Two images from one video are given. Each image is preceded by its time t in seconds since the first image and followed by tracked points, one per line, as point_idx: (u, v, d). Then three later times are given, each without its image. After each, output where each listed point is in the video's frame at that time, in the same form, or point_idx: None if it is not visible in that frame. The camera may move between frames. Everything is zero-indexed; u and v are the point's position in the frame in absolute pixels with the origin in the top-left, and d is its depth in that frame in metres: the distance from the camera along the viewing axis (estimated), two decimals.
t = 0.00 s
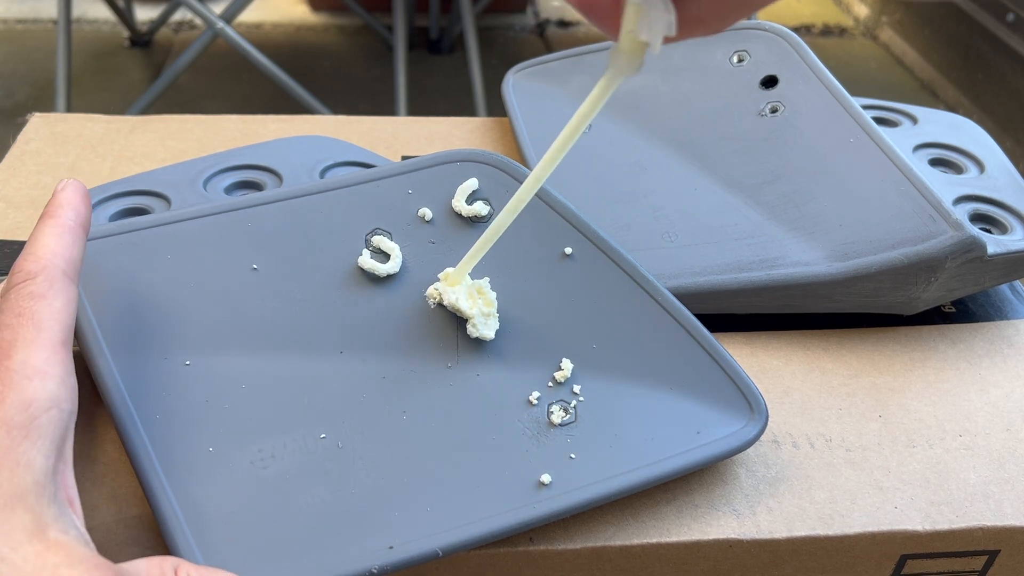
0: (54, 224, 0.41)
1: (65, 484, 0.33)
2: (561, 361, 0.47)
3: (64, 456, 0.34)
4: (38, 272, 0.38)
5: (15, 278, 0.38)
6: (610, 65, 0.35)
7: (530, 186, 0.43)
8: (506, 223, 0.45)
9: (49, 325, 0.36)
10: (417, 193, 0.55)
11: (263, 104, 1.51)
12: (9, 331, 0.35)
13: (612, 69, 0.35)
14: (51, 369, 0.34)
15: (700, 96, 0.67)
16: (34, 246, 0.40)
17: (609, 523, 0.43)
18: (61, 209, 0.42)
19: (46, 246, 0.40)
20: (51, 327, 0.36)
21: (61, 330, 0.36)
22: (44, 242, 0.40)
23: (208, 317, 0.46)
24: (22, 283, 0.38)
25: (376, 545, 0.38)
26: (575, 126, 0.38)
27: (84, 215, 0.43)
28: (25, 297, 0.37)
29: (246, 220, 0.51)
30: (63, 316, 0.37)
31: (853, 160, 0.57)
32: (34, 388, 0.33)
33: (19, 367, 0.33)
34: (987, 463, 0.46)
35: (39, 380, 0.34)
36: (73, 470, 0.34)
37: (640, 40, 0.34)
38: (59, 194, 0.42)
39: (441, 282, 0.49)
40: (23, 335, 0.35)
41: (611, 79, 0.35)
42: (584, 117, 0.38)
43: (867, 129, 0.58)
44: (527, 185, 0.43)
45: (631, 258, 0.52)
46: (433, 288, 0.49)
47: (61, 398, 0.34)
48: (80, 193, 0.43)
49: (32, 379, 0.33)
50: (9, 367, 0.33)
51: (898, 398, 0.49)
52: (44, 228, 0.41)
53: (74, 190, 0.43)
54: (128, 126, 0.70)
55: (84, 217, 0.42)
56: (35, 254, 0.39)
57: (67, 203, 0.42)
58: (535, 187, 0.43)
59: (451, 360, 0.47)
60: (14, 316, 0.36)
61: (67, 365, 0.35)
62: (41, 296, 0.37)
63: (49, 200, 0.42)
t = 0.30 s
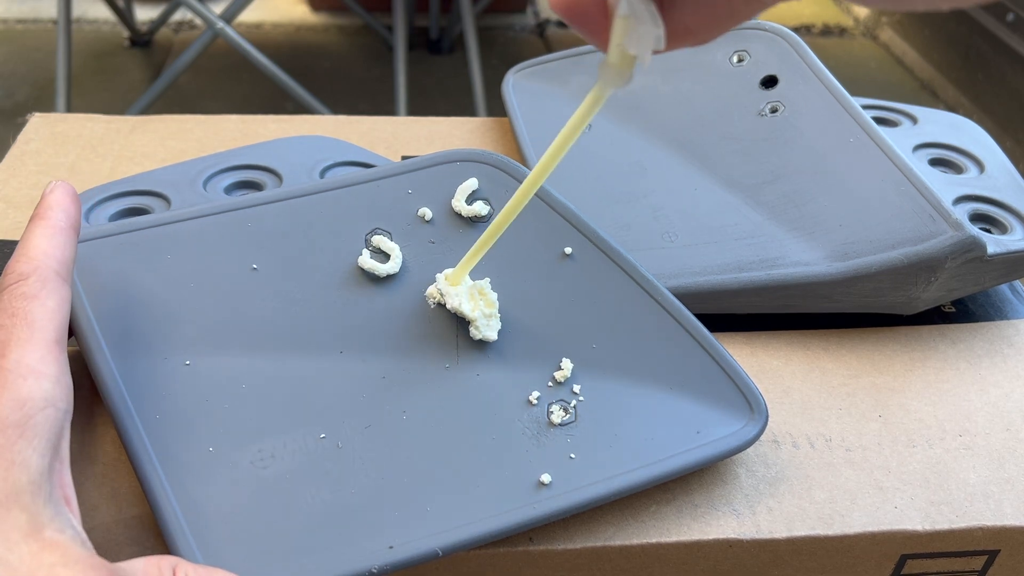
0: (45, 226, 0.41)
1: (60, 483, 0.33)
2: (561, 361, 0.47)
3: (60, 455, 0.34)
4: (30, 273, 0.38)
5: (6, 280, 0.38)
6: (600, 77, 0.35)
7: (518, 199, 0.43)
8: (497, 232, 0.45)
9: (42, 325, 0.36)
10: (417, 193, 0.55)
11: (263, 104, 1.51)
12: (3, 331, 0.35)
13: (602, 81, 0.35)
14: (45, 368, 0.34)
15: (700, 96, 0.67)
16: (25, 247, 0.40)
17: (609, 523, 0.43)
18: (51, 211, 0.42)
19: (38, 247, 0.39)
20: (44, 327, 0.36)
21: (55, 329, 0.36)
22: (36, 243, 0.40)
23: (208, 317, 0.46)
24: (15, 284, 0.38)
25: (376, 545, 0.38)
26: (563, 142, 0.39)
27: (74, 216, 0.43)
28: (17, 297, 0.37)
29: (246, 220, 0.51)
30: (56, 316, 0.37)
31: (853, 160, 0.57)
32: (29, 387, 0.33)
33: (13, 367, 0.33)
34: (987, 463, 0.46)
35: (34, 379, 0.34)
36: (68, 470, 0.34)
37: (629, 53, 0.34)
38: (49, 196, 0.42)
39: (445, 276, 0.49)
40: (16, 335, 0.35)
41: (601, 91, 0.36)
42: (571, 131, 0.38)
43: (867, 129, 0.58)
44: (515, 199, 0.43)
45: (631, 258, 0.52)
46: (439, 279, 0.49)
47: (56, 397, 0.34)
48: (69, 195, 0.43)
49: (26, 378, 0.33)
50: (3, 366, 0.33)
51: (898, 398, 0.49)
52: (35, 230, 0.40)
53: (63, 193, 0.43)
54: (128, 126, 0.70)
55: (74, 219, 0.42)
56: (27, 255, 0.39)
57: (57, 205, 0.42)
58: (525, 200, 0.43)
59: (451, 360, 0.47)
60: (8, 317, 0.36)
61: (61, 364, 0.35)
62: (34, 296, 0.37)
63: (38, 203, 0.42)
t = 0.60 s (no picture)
0: (42, 226, 0.41)
1: (59, 482, 0.33)
2: (561, 361, 0.47)
3: (58, 455, 0.34)
4: (28, 273, 0.38)
5: (5, 280, 0.38)
6: (588, 76, 0.35)
7: (514, 195, 0.43)
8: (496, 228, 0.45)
9: (40, 325, 0.36)
10: (417, 192, 0.55)
11: (263, 104, 1.51)
12: (2, 331, 0.35)
13: (590, 78, 0.35)
14: (43, 367, 0.34)
15: (700, 96, 0.67)
16: (23, 248, 0.40)
17: (609, 523, 0.43)
18: (49, 211, 0.41)
19: (36, 248, 0.39)
20: (42, 326, 0.36)
21: (54, 329, 0.36)
22: (34, 244, 0.40)
23: (208, 316, 0.46)
24: (13, 284, 0.38)
25: (376, 545, 0.38)
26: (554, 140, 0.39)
27: (72, 216, 0.43)
28: (15, 298, 0.37)
29: (246, 220, 0.51)
30: (55, 315, 0.37)
31: (853, 160, 0.57)
32: (28, 387, 0.33)
33: (12, 366, 0.34)
34: (987, 463, 0.46)
35: (32, 379, 0.34)
36: (67, 469, 0.34)
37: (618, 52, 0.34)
38: (46, 196, 0.42)
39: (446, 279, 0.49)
40: (15, 335, 0.35)
41: (590, 89, 0.36)
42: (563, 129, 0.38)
43: (866, 129, 0.58)
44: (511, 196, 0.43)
45: (631, 258, 0.52)
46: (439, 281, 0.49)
47: (54, 397, 0.34)
48: (66, 195, 0.43)
49: (25, 377, 0.33)
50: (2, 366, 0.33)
51: (898, 398, 0.49)
52: (32, 231, 0.40)
53: (60, 193, 0.43)
54: (128, 126, 0.70)
55: (72, 219, 0.42)
56: (24, 256, 0.39)
57: (54, 206, 0.42)
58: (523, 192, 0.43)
59: (451, 359, 0.47)
60: (6, 317, 0.36)
61: (60, 363, 0.35)
62: (32, 296, 0.37)
63: (35, 203, 0.42)
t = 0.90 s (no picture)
0: (41, 226, 0.41)
1: (60, 481, 0.33)
2: (561, 361, 0.47)
3: (58, 454, 0.34)
4: (28, 273, 0.38)
5: (4, 280, 0.38)
6: (587, 78, 0.36)
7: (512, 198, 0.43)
8: (497, 228, 0.45)
9: (40, 324, 0.36)
10: (417, 192, 0.55)
11: (263, 104, 1.51)
12: (2, 331, 0.35)
13: (587, 80, 0.35)
14: (43, 366, 0.34)
15: (700, 96, 0.67)
16: (22, 248, 0.40)
17: (609, 523, 0.43)
18: (48, 211, 0.41)
19: (35, 247, 0.39)
20: (42, 326, 0.36)
21: (54, 328, 0.36)
22: (34, 243, 0.40)
23: (208, 316, 0.46)
24: (13, 283, 0.38)
25: (376, 545, 0.38)
26: (553, 141, 0.39)
27: (71, 216, 0.43)
28: (15, 297, 0.37)
29: (246, 220, 0.51)
30: (54, 314, 0.37)
31: (853, 160, 0.57)
32: (27, 386, 0.33)
33: (11, 365, 0.34)
34: (987, 463, 0.46)
35: (32, 377, 0.34)
36: (67, 468, 0.34)
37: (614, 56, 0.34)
38: (45, 196, 0.42)
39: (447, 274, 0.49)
40: (14, 334, 0.35)
41: (587, 91, 0.36)
42: (562, 130, 0.38)
43: (866, 129, 0.58)
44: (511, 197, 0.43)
45: (631, 258, 0.52)
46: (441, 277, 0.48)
47: (54, 395, 0.34)
48: (64, 195, 0.43)
49: (25, 376, 0.33)
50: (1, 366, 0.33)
51: (898, 398, 0.49)
52: (31, 231, 0.40)
53: (58, 193, 0.43)
54: (128, 126, 0.70)
55: (71, 218, 0.42)
56: (23, 255, 0.39)
57: (53, 205, 0.42)
58: (525, 193, 0.43)
59: (451, 359, 0.47)
60: (5, 316, 0.36)
61: (59, 362, 0.35)
62: (32, 296, 0.37)
63: (34, 203, 0.42)
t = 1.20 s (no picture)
0: (41, 227, 0.41)
1: (59, 481, 0.33)
2: (561, 361, 0.47)
3: (59, 454, 0.34)
4: (28, 273, 0.38)
5: (5, 280, 0.38)
6: (575, 81, 0.36)
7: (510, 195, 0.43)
8: (497, 223, 0.45)
9: (40, 324, 0.36)
10: (417, 192, 0.55)
11: (263, 104, 1.51)
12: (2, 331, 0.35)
13: (577, 83, 0.36)
14: (43, 366, 0.34)
15: (700, 96, 0.67)
16: (22, 248, 0.40)
17: (609, 523, 0.43)
18: (48, 212, 0.42)
19: (35, 248, 0.40)
20: (43, 326, 0.36)
21: (54, 328, 0.36)
22: (35, 244, 0.40)
23: (208, 316, 0.46)
24: (14, 284, 0.38)
25: (376, 544, 0.38)
26: (549, 136, 0.39)
27: (71, 217, 0.43)
28: (15, 298, 0.37)
29: (246, 220, 0.51)
30: (55, 315, 0.37)
31: (853, 160, 0.57)
32: (27, 386, 0.33)
33: (11, 365, 0.34)
34: (987, 463, 0.46)
35: (32, 377, 0.34)
36: (67, 468, 0.34)
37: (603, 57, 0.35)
38: (45, 198, 0.42)
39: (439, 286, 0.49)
40: (15, 334, 0.35)
41: (577, 93, 0.36)
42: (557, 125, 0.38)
43: (866, 129, 0.58)
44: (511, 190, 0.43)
45: (631, 258, 0.52)
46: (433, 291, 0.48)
47: (54, 395, 0.34)
48: (64, 196, 0.43)
49: (25, 376, 0.34)
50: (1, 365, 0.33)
51: (898, 398, 0.49)
52: (32, 231, 0.41)
53: (58, 194, 0.43)
54: (128, 126, 0.70)
55: (71, 219, 0.42)
56: (24, 256, 0.39)
57: (53, 207, 0.42)
58: (525, 183, 0.43)
59: (451, 359, 0.47)
60: (6, 317, 0.36)
61: (59, 363, 0.35)
62: (32, 296, 0.37)
63: (35, 205, 0.42)
